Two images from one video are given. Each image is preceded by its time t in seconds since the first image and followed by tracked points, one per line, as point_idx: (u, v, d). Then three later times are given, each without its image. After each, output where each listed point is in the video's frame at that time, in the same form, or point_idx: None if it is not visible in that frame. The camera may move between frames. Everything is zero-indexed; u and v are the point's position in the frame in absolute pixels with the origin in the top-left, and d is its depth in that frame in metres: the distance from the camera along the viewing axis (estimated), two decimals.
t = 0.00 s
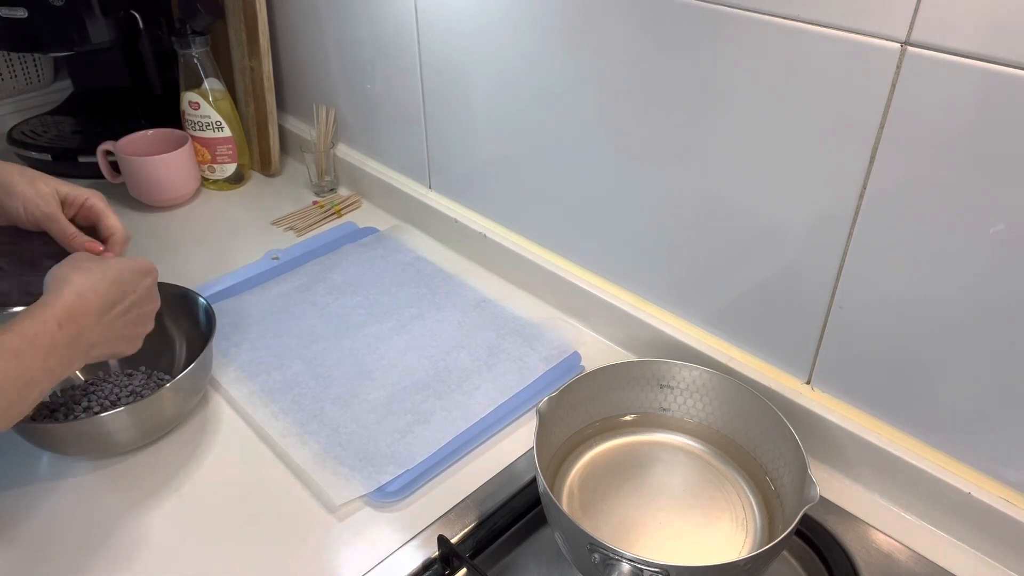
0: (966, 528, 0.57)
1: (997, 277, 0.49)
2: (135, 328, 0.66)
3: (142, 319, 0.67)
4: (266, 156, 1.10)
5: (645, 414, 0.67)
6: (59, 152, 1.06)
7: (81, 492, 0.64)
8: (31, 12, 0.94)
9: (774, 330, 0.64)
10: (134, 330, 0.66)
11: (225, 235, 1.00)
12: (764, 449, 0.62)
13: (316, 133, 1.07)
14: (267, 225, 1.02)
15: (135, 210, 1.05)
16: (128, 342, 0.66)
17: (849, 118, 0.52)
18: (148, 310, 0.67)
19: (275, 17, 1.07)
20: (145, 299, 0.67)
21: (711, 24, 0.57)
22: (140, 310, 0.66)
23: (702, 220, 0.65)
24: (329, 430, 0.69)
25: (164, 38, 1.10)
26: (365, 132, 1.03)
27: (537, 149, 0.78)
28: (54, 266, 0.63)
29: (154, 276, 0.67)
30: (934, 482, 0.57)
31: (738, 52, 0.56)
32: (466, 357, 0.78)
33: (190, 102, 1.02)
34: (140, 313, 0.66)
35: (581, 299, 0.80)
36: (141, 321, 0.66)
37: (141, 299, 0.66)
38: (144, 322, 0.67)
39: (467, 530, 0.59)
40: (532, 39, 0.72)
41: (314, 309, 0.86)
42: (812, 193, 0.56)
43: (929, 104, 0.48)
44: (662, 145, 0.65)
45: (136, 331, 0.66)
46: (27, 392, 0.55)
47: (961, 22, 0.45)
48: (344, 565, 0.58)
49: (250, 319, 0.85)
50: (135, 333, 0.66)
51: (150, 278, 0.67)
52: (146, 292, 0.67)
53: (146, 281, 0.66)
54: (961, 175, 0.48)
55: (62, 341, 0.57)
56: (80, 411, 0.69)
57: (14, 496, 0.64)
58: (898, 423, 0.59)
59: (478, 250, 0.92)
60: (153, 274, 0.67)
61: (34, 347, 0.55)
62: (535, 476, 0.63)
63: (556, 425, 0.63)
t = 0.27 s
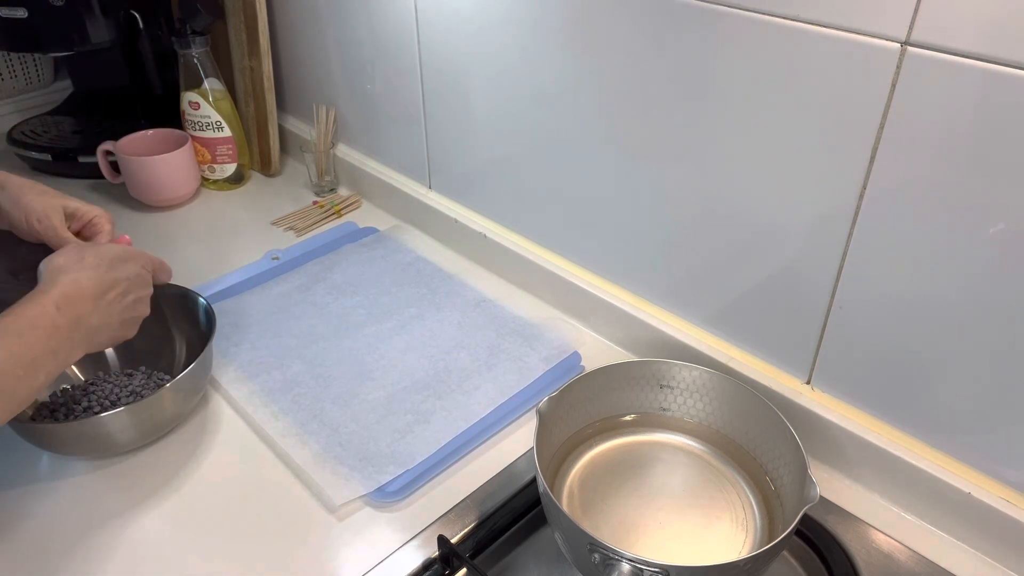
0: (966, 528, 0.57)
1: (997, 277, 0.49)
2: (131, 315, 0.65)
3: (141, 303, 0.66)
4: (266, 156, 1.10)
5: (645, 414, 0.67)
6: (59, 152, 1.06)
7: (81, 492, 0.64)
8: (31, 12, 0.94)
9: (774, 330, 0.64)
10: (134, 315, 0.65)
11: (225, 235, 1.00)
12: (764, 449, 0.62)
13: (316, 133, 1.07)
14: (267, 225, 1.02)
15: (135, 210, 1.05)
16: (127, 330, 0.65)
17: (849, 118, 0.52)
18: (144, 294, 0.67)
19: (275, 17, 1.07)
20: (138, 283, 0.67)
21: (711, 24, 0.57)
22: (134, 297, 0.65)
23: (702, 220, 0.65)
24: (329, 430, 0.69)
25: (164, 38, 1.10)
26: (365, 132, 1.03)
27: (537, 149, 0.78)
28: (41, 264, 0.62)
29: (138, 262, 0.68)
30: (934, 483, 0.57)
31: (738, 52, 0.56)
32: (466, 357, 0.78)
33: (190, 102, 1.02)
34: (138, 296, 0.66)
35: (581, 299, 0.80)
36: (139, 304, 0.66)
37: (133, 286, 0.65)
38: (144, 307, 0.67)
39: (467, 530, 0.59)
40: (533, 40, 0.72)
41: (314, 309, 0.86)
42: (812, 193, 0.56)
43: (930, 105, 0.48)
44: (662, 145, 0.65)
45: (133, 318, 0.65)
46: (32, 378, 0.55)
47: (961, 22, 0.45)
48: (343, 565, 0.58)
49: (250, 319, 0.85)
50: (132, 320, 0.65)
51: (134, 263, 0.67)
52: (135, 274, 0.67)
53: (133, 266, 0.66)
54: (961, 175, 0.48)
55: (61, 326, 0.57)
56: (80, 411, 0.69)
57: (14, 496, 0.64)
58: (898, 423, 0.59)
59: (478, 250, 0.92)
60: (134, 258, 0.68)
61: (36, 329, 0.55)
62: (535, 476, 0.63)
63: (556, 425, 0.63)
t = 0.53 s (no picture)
0: (966, 528, 0.57)
1: (997, 277, 0.49)
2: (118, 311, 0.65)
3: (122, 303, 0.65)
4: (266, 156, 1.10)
5: (645, 414, 0.67)
6: (58, 152, 1.06)
7: (81, 493, 0.64)
8: (31, 12, 0.94)
9: (773, 330, 0.64)
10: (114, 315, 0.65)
11: (224, 235, 1.00)
12: (764, 449, 0.62)
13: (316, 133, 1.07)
14: (267, 225, 1.02)
15: (135, 211, 1.05)
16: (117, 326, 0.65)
17: (849, 118, 0.52)
18: (128, 293, 0.66)
19: (274, 16, 1.07)
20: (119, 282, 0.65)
21: (711, 24, 0.57)
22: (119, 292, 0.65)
23: (702, 220, 0.65)
24: (329, 430, 0.69)
25: (164, 38, 1.10)
26: (365, 132, 1.03)
27: (537, 149, 0.78)
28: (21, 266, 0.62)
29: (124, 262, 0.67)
30: (934, 483, 0.57)
31: (738, 52, 0.56)
32: (466, 357, 0.78)
33: (190, 102, 1.02)
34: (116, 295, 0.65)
35: (581, 299, 0.80)
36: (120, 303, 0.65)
37: (117, 282, 0.65)
38: (126, 307, 0.66)
39: (467, 530, 0.59)
40: (533, 40, 0.72)
41: (314, 309, 0.86)
42: (812, 193, 0.56)
43: (930, 105, 0.48)
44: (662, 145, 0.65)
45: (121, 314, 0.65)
46: None
47: (961, 22, 0.45)
48: (343, 565, 0.58)
49: (250, 319, 0.85)
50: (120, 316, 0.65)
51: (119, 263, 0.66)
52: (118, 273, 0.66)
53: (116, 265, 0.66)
54: (961, 175, 0.48)
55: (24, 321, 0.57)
56: (80, 410, 0.69)
57: (14, 496, 0.64)
58: (899, 423, 0.59)
59: (477, 250, 0.92)
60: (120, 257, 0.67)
61: None
62: (535, 476, 0.63)
63: (556, 425, 0.63)
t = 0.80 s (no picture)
0: (966, 527, 0.57)
1: (997, 277, 0.49)
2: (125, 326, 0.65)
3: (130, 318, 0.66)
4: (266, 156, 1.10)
5: (645, 414, 0.67)
6: (58, 152, 1.06)
7: (81, 493, 0.64)
8: (31, 12, 0.94)
9: (773, 330, 0.64)
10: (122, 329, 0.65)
11: (224, 235, 1.00)
12: (764, 449, 0.62)
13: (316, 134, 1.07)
14: (267, 225, 1.02)
15: (135, 211, 1.05)
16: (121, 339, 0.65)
17: (849, 118, 0.52)
18: (138, 308, 0.66)
19: (275, 17, 1.07)
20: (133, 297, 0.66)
21: (711, 24, 0.57)
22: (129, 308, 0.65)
23: (702, 220, 0.65)
24: (329, 430, 0.69)
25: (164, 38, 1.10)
26: (365, 132, 1.03)
27: (537, 149, 0.78)
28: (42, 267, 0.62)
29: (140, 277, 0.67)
30: (933, 483, 0.57)
31: (738, 52, 0.56)
32: (466, 357, 0.78)
33: (190, 102, 1.02)
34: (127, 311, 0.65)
35: (581, 299, 0.80)
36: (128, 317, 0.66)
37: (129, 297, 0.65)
38: (134, 320, 0.66)
39: (467, 530, 0.59)
40: (533, 40, 0.72)
41: (314, 309, 0.86)
42: (812, 193, 0.56)
43: (930, 105, 0.48)
44: (662, 145, 0.65)
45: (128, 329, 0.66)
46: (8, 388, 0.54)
47: (961, 22, 0.45)
48: (343, 565, 0.58)
49: (250, 319, 0.85)
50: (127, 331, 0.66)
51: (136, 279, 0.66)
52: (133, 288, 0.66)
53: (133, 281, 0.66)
54: (961, 175, 0.48)
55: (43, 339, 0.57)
56: (80, 410, 0.69)
57: (14, 496, 0.64)
58: (898, 423, 0.59)
59: (477, 251, 0.92)
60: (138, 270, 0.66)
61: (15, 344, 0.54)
62: (535, 476, 0.63)
63: (556, 425, 0.63)
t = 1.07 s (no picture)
0: (966, 527, 0.57)
1: (997, 277, 0.49)
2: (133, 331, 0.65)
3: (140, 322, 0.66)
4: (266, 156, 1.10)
5: (645, 414, 0.67)
6: (58, 152, 1.06)
7: (81, 493, 0.64)
8: (31, 12, 0.94)
9: (773, 330, 0.64)
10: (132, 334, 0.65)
11: (224, 235, 1.00)
12: (764, 449, 0.62)
13: (316, 134, 1.07)
14: (267, 225, 1.02)
15: (135, 211, 1.05)
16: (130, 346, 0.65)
17: (849, 118, 0.52)
18: (144, 313, 0.66)
19: (275, 17, 1.07)
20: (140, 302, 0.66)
21: (711, 24, 0.57)
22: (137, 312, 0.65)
23: (702, 220, 0.65)
24: (329, 430, 0.69)
25: (164, 38, 1.10)
26: (365, 132, 1.03)
27: (537, 149, 0.78)
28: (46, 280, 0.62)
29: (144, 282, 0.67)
30: (934, 483, 0.57)
31: (738, 52, 0.56)
32: (466, 357, 0.78)
33: (190, 102, 1.02)
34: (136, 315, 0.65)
35: (581, 299, 0.80)
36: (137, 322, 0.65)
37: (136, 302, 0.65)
38: (141, 327, 0.66)
39: (467, 530, 0.59)
40: (533, 40, 0.72)
41: (314, 309, 0.86)
42: (812, 193, 0.56)
43: (930, 104, 0.48)
44: (662, 144, 0.65)
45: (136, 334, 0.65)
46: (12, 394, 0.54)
47: (962, 22, 0.45)
48: (343, 565, 0.58)
49: (250, 319, 0.85)
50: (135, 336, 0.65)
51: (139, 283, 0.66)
52: (139, 293, 0.66)
53: (137, 285, 0.66)
54: (961, 175, 0.48)
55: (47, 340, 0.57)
56: (80, 411, 0.69)
57: (14, 496, 0.64)
58: (898, 423, 0.59)
59: (477, 251, 0.92)
60: (141, 276, 0.67)
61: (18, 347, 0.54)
62: (535, 476, 0.63)
63: (556, 425, 0.63)
